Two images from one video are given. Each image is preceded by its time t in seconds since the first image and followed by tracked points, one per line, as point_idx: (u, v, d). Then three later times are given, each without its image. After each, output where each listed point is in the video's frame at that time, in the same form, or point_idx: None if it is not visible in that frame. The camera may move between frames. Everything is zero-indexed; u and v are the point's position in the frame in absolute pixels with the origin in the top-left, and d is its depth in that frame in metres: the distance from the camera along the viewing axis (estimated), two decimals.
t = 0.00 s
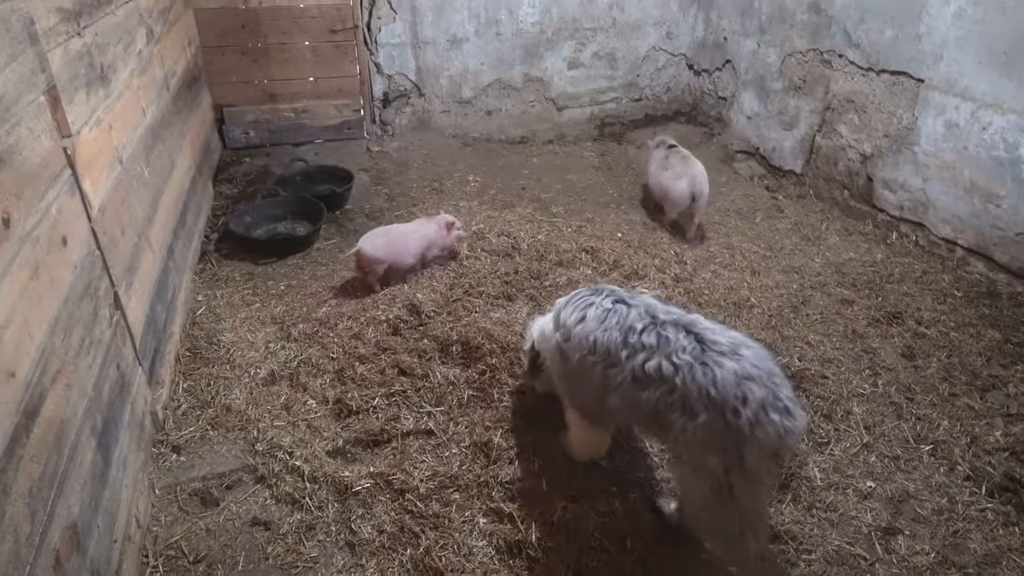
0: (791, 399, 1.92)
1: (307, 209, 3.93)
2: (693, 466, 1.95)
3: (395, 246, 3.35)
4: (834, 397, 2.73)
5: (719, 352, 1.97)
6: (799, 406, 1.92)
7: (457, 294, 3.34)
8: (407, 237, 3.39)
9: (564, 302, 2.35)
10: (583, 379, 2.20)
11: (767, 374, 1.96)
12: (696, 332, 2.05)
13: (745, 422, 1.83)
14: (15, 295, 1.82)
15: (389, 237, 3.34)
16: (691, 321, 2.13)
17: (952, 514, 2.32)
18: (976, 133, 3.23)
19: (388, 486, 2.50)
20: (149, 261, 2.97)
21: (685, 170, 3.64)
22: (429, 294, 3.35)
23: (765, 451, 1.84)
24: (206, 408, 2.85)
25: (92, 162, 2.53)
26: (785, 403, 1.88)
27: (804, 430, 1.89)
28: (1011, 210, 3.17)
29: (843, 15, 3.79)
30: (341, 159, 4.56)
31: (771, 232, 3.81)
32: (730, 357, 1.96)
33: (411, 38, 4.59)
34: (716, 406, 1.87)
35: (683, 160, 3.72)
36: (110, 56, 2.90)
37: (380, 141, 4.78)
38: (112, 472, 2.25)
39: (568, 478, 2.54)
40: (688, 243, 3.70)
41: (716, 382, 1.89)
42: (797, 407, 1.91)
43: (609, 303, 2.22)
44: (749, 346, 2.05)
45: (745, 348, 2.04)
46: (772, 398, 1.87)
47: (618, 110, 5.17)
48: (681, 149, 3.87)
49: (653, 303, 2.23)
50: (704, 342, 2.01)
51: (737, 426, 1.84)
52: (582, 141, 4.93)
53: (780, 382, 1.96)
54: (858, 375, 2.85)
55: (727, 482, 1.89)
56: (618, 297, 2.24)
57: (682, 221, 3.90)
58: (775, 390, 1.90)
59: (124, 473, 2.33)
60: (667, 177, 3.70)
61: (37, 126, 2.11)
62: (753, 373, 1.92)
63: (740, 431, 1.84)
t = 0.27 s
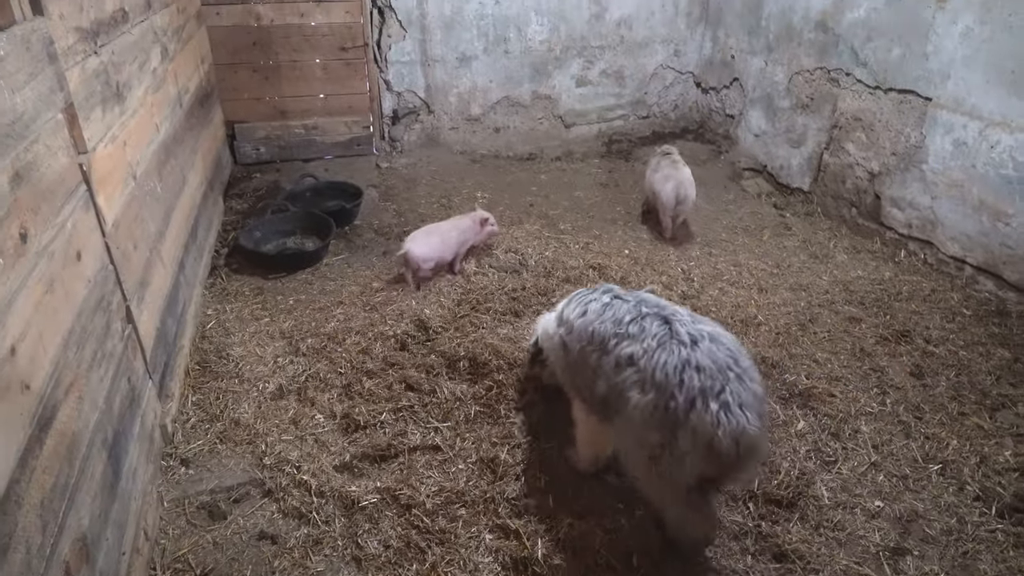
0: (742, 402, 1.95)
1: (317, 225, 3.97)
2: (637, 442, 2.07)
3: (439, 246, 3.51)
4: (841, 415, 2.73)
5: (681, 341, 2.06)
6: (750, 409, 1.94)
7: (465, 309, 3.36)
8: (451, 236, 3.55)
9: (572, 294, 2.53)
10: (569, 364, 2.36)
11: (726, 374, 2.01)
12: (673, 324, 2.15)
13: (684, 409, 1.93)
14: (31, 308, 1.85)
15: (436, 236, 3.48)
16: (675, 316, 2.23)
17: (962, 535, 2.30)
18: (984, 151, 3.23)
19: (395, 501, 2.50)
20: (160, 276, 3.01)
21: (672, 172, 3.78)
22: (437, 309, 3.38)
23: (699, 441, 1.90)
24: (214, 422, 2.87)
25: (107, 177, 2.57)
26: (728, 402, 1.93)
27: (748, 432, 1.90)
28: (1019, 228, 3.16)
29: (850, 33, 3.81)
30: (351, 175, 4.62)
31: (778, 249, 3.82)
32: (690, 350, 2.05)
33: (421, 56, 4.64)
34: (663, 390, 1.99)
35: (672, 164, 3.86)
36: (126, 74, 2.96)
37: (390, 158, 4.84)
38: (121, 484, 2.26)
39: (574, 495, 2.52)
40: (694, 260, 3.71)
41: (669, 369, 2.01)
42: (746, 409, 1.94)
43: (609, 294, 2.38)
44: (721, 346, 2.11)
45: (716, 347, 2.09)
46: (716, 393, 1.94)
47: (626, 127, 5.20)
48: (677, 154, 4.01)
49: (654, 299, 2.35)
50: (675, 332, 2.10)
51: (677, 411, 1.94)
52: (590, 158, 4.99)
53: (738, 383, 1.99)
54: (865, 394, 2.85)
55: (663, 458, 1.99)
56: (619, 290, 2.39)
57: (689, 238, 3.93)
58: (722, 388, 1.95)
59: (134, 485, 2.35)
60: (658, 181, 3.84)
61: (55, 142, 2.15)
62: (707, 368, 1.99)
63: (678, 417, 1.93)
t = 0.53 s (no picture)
0: (696, 383, 1.99)
1: (324, 239, 4.00)
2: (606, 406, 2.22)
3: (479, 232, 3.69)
4: (848, 431, 2.72)
5: (655, 318, 2.16)
6: (701, 390, 1.97)
7: (470, 324, 3.38)
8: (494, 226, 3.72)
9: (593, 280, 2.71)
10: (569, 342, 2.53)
11: (689, 355, 2.06)
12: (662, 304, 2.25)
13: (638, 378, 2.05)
14: (42, 323, 1.88)
15: (481, 222, 3.66)
16: (670, 300, 2.32)
17: (971, 553, 2.27)
18: (990, 166, 3.23)
19: (400, 516, 2.50)
20: (169, 290, 3.04)
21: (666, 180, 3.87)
22: (443, 324, 3.39)
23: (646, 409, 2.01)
24: (221, 436, 2.87)
25: (118, 193, 2.60)
26: (678, 378, 1.99)
27: (695, 411, 1.94)
28: None
29: (855, 49, 3.83)
30: (358, 190, 4.65)
31: (784, 264, 3.82)
32: (661, 327, 2.14)
33: (428, 73, 4.69)
34: (626, 359, 2.12)
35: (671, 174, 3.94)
36: (138, 91, 3.00)
37: (397, 173, 4.88)
38: (128, 497, 2.27)
39: (580, 510, 2.51)
40: (700, 275, 3.72)
41: (636, 341, 2.12)
42: (696, 390, 1.97)
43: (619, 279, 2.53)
44: (697, 330, 2.15)
45: (693, 330, 2.15)
46: (669, 368, 2.01)
47: (631, 142, 5.23)
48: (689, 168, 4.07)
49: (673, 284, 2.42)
50: (658, 311, 2.20)
51: (634, 379, 2.07)
52: (595, 174, 5.04)
53: (697, 365, 2.03)
54: (872, 409, 2.84)
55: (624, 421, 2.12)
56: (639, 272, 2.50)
57: (695, 253, 3.94)
58: (677, 365, 2.02)
59: (140, 499, 2.36)
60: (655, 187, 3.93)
61: (68, 159, 2.18)
62: (669, 344, 2.07)
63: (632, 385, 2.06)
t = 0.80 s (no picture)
0: (671, 368, 2.30)
1: (329, 252, 4.02)
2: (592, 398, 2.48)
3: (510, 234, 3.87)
4: (853, 445, 2.71)
5: (628, 314, 2.52)
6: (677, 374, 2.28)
7: (474, 336, 3.38)
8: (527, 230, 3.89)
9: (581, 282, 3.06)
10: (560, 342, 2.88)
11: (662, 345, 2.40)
12: (637, 303, 2.62)
13: (617, 366, 2.36)
14: (49, 336, 1.89)
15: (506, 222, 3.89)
16: (644, 299, 2.67)
17: (979, 568, 2.25)
18: (994, 179, 3.23)
19: (403, 530, 2.49)
20: (175, 303, 3.05)
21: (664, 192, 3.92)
22: (447, 337, 3.40)
23: (626, 395, 2.28)
24: (225, 449, 2.88)
25: (126, 207, 2.63)
26: (654, 363, 2.30)
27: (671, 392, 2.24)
28: None
29: (857, 63, 3.84)
30: (363, 203, 4.68)
31: (789, 277, 3.82)
32: (637, 321, 2.49)
33: (432, 87, 4.73)
34: (605, 351, 2.46)
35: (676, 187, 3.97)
36: (147, 106, 3.04)
37: (401, 186, 4.91)
38: (132, 510, 2.28)
39: (584, 525, 2.49)
40: (704, 288, 3.72)
41: (613, 336, 2.47)
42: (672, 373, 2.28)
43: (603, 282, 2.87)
44: (667, 325, 2.51)
45: (664, 325, 2.50)
46: (646, 355, 2.34)
47: (635, 155, 5.25)
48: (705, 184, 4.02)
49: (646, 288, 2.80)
50: (634, 309, 2.56)
51: (614, 369, 2.37)
52: (599, 187, 5.06)
53: (670, 353, 2.36)
54: (878, 423, 2.82)
55: (605, 412, 2.38)
56: (620, 274, 2.87)
57: (699, 266, 3.95)
58: (652, 352, 2.34)
59: (144, 512, 2.36)
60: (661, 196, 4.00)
61: (77, 174, 2.21)
62: (643, 336, 2.42)
63: (612, 373, 2.36)
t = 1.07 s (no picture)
0: (649, 348, 2.39)
1: (331, 263, 4.03)
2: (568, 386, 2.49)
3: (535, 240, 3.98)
4: (855, 459, 2.71)
5: (601, 303, 2.55)
6: (656, 354, 2.38)
7: (476, 348, 3.38)
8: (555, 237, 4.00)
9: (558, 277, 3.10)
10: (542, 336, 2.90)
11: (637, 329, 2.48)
12: (603, 290, 2.66)
13: (598, 353, 2.38)
14: (50, 346, 1.89)
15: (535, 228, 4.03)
16: (614, 288, 2.71)
17: None
18: (994, 194, 3.24)
19: (403, 543, 2.48)
20: (177, 314, 3.06)
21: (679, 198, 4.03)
22: (448, 348, 3.40)
23: (610, 379, 2.32)
24: (225, 460, 2.87)
25: (129, 218, 2.64)
26: (636, 346, 2.37)
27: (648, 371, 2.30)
28: None
29: (858, 78, 3.86)
30: (366, 214, 4.70)
31: (790, 289, 3.83)
32: (609, 308, 2.54)
33: (436, 99, 4.75)
34: (583, 341, 2.47)
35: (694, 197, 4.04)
36: (151, 118, 3.06)
37: (404, 198, 4.93)
38: (131, 522, 2.27)
39: (584, 538, 2.46)
40: (706, 300, 3.73)
41: (588, 324, 2.50)
42: (653, 354, 2.37)
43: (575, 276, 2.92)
44: (638, 310, 2.57)
45: (632, 308, 2.57)
46: (626, 338, 2.39)
47: (637, 168, 5.27)
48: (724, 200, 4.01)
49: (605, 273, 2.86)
50: (602, 297, 2.61)
51: (595, 356, 2.38)
52: (601, 199, 5.09)
53: (646, 335, 2.44)
54: (879, 437, 2.82)
55: (588, 400, 2.39)
56: (591, 264, 2.92)
57: (701, 279, 3.96)
58: (631, 336, 2.41)
59: (143, 524, 2.35)
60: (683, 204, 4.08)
61: (81, 185, 2.22)
62: (619, 322, 2.47)
63: (592, 361, 2.38)
